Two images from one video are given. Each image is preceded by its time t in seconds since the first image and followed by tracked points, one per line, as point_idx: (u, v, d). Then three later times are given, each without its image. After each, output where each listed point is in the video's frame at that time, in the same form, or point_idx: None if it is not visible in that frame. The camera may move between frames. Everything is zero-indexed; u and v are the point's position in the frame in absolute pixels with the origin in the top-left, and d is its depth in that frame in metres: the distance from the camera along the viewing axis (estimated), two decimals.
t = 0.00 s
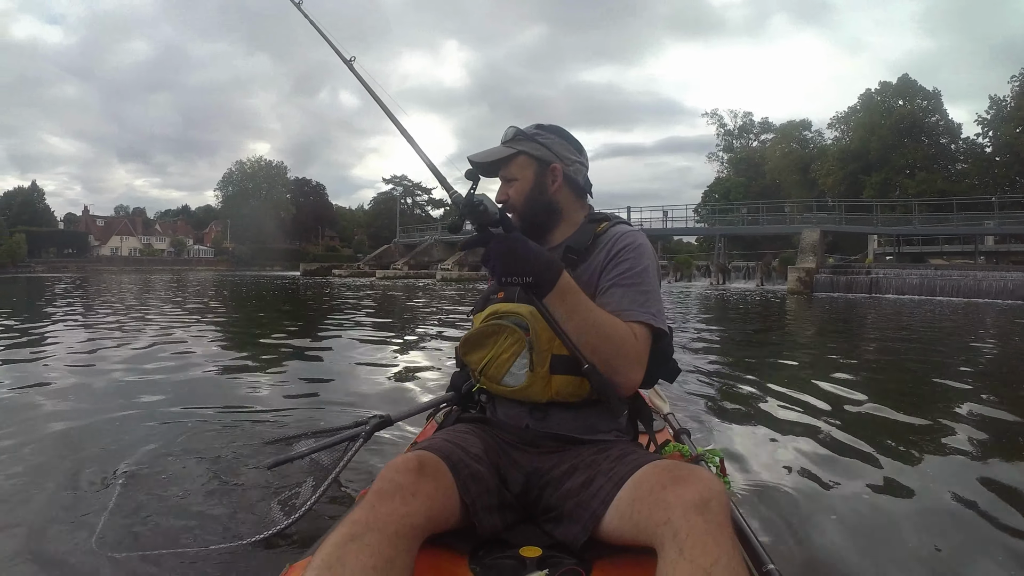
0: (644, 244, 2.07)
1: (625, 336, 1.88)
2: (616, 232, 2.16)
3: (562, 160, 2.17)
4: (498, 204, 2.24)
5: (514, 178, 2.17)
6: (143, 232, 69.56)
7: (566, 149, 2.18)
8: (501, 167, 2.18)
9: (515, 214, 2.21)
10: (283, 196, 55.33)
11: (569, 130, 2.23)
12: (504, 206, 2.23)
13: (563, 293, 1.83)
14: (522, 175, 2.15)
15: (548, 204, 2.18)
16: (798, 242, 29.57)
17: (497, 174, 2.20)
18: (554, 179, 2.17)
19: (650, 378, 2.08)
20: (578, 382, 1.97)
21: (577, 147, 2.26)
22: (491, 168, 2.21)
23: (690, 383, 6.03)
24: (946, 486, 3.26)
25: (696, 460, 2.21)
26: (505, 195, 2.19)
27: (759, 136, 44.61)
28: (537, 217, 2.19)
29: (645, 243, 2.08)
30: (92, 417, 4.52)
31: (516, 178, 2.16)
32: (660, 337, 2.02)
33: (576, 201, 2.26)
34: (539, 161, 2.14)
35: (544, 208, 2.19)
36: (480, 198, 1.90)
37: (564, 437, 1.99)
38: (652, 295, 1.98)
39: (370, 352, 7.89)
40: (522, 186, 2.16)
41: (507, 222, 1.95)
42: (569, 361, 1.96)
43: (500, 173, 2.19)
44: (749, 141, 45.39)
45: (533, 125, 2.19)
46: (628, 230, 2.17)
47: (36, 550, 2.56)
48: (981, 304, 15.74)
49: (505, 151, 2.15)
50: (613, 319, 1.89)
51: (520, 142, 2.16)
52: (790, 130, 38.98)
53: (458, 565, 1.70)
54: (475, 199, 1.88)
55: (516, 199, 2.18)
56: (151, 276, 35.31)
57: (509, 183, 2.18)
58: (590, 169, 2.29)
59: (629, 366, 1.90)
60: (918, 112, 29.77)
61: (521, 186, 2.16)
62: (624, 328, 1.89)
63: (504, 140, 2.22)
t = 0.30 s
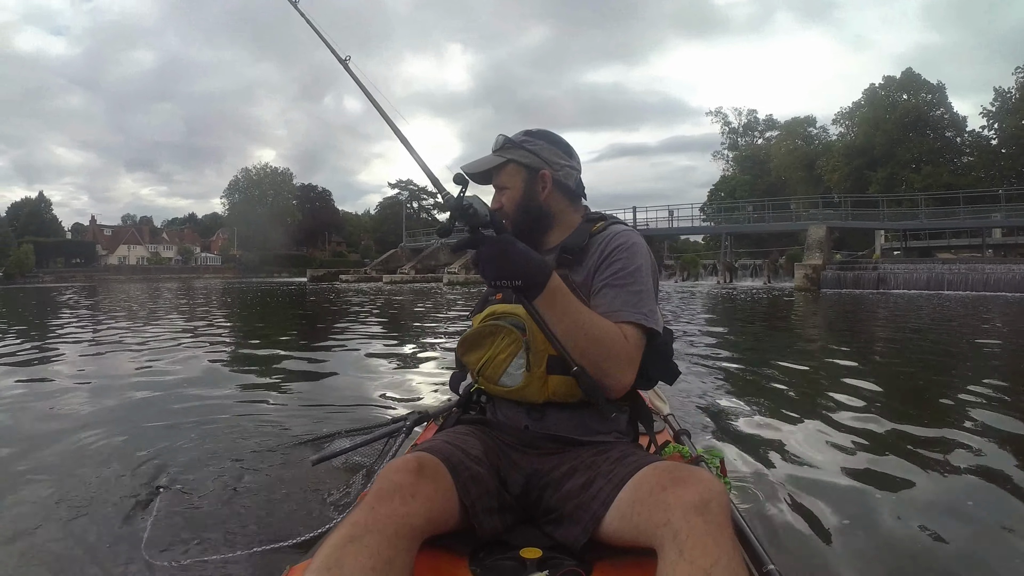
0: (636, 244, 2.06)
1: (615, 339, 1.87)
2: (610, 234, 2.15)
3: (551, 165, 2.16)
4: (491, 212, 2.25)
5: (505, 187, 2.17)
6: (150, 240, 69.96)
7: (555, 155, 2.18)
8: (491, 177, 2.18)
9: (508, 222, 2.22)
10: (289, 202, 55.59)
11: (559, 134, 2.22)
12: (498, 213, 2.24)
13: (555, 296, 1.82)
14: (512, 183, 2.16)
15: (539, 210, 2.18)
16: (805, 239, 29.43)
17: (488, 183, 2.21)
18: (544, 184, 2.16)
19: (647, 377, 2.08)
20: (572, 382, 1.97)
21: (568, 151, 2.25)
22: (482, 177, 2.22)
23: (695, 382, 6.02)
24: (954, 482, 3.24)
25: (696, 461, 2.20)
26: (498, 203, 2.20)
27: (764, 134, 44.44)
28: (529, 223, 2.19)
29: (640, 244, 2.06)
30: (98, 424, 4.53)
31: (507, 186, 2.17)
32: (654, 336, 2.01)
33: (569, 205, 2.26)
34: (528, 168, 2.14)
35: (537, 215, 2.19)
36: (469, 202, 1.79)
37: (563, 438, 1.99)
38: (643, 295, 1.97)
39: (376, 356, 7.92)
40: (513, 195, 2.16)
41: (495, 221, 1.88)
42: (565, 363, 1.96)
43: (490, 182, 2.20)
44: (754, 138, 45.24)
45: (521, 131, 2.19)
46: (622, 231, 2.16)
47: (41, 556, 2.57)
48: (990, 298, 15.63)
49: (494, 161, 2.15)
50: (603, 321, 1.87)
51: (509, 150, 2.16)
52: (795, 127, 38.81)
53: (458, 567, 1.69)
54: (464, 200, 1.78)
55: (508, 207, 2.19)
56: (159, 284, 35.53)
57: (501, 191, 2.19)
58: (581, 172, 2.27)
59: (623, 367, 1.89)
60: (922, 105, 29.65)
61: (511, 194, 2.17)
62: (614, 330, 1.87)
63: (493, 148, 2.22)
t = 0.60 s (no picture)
0: (646, 248, 2.07)
1: (635, 347, 1.89)
2: (618, 239, 2.16)
3: (552, 165, 2.15)
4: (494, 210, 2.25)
5: (506, 185, 2.17)
6: (156, 239, 70.28)
7: (556, 155, 2.17)
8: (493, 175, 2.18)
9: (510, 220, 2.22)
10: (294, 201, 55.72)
11: (561, 134, 2.22)
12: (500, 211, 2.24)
13: (584, 310, 1.78)
14: (514, 181, 2.16)
15: (539, 209, 2.18)
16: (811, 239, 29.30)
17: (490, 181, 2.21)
18: (545, 184, 2.16)
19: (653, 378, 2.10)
20: (582, 385, 1.97)
21: (570, 150, 2.24)
22: (484, 175, 2.22)
23: (699, 383, 6.01)
24: (956, 485, 3.23)
25: (697, 462, 2.20)
26: (499, 202, 2.20)
27: (770, 133, 44.30)
28: (531, 223, 2.20)
29: (648, 247, 2.08)
30: (101, 422, 4.55)
31: (508, 185, 2.17)
32: (665, 340, 2.04)
33: (571, 205, 2.25)
34: (529, 167, 2.14)
35: (538, 215, 2.19)
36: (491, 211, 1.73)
37: (566, 439, 1.99)
38: (657, 300, 2.00)
39: (380, 355, 7.95)
40: (514, 194, 2.16)
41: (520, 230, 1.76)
42: (571, 363, 1.95)
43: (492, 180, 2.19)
44: (760, 138, 45.10)
45: (524, 131, 2.19)
46: (627, 235, 2.17)
47: (42, 558, 2.56)
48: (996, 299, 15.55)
49: (496, 159, 2.15)
50: (621, 328, 1.89)
51: (512, 149, 2.16)
52: (801, 127, 38.71)
53: (458, 566, 1.69)
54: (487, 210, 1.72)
55: (509, 204, 2.18)
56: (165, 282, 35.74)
57: (503, 189, 2.19)
58: (583, 173, 2.26)
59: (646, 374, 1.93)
60: (929, 105, 29.51)
61: (513, 192, 2.17)
62: (633, 338, 1.89)
63: (497, 146, 2.21)
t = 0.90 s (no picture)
0: (652, 257, 2.07)
1: (647, 360, 1.88)
2: (624, 246, 2.15)
3: (555, 164, 2.15)
4: (497, 208, 2.24)
5: (508, 183, 2.18)
6: (161, 235, 70.56)
7: (560, 154, 2.17)
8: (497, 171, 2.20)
9: (512, 217, 2.22)
10: (298, 198, 55.81)
11: (566, 133, 2.22)
12: (501, 209, 2.24)
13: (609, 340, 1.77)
14: (517, 178, 2.16)
15: (541, 207, 2.18)
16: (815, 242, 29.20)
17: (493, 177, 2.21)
18: (546, 182, 2.16)
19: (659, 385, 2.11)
20: (584, 388, 1.96)
21: (574, 150, 2.24)
22: (488, 170, 2.23)
23: (702, 384, 6.01)
24: (956, 488, 3.21)
25: (696, 461, 2.19)
26: (501, 200, 2.20)
27: (776, 136, 44.16)
28: (532, 221, 2.20)
29: (654, 254, 2.08)
30: (100, 418, 4.54)
31: (511, 182, 2.18)
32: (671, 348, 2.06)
33: (574, 206, 2.24)
34: (533, 166, 2.14)
35: (539, 214, 2.19)
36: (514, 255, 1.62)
37: (567, 440, 1.99)
38: (663, 310, 2.01)
39: (382, 353, 7.97)
40: (517, 191, 2.17)
41: (544, 263, 1.69)
42: (574, 366, 1.94)
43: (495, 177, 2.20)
44: (766, 141, 44.98)
45: (528, 129, 2.20)
46: (632, 242, 2.17)
47: (34, 554, 2.55)
48: (1001, 304, 15.46)
49: (501, 155, 2.17)
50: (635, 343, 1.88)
51: (515, 147, 2.17)
52: (807, 130, 38.59)
53: (458, 566, 1.69)
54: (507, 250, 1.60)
55: (512, 202, 2.19)
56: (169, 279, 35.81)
57: (505, 187, 2.19)
58: (587, 175, 2.25)
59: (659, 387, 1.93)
60: (936, 109, 29.37)
61: (515, 189, 2.17)
62: (645, 353, 1.89)
63: (501, 144, 2.22)
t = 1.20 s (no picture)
0: (658, 261, 2.09)
1: (656, 363, 1.89)
2: (627, 249, 2.16)
3: (560, 164, 2.16)
4: (500, 207, 2.24)
5: (513, 182, 2.19)
6: (166, 235, 70.77)
7: (564, 154, 2.17)
8: (501, 170, 2.20)
9: (515, 216, 2.22)
10: (303, 197, 55.91)
11: (571, 133, 2.22)
12: (504, 208, 2.25)
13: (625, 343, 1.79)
14: (521, 178, 2.17)
15: (545, 206, 2.18)
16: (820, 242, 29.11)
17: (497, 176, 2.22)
18: (551, 182, 2.17)
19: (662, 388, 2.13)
20: (586, 388, 1.96)
21: (578, 150, 2.24)
22: (492, 169, 2.24)
23: (704, 384, 6.01)
24: (956, 490, 3.20)
25: (696, 462, 2.18)
26: (504, 198, 2.20)
27: (780, 136, 44.06)
28: (535, 221, 2.20)
29: (660, 258, 2.10)
30: (100, 417, 4.55)
31: (514, 181, 2.18)
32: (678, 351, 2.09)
33: (577, 206, 2.24)
34: (536, 166, 2.15)
35: (542, 212, 2.19)
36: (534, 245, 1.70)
37: (568, 439, 1.99)
38: (669, 313, 2.04)
39: (385, 352, 7.99)
40: (521, 189, 2.17)
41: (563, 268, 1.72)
42: (577, 365, 1.95)
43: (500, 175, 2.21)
44: (771, 140, 44.88)
45: (534, 129, 2.21)
46: (635, 245, 2.18)
47: (31, 553, 2.55)
48: (1007, 305, 15.39)
49: (506, 155, 2.17)
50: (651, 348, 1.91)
51: (520, 146, 2.18)
52: (812, 130, 38.51)
53: (458, 565, 1.69)
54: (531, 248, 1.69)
55: (515, 201, 2.19)
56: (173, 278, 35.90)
57: (509, 186, 2.20)
58: (590, 175, 2.25)
59: (667, 389, 1.96)
60: (941, 109, 29.26)
61: (519, 188, 2.18)
62: (654, 355, 1.91)
63: (505, 144, 2.22)
